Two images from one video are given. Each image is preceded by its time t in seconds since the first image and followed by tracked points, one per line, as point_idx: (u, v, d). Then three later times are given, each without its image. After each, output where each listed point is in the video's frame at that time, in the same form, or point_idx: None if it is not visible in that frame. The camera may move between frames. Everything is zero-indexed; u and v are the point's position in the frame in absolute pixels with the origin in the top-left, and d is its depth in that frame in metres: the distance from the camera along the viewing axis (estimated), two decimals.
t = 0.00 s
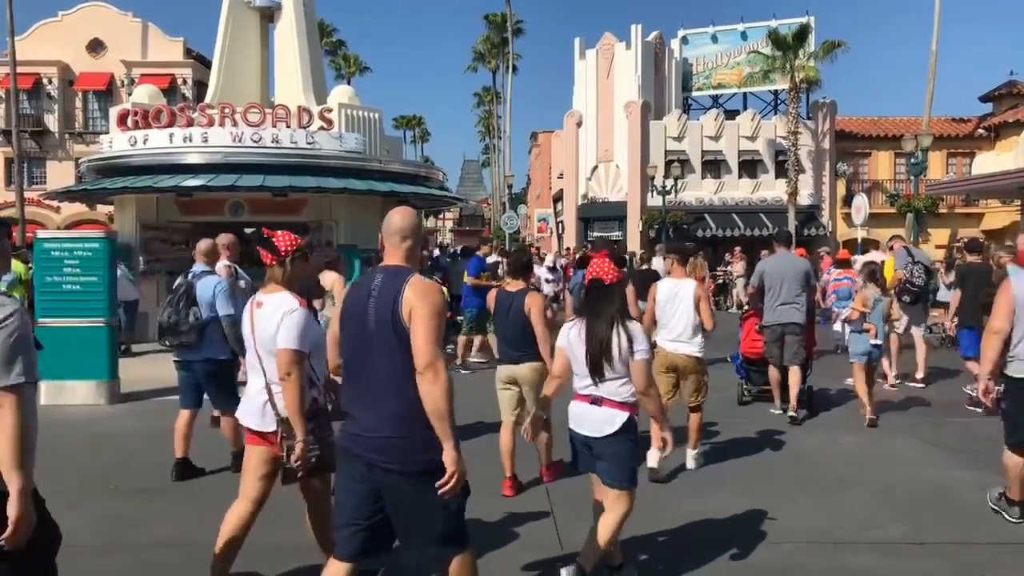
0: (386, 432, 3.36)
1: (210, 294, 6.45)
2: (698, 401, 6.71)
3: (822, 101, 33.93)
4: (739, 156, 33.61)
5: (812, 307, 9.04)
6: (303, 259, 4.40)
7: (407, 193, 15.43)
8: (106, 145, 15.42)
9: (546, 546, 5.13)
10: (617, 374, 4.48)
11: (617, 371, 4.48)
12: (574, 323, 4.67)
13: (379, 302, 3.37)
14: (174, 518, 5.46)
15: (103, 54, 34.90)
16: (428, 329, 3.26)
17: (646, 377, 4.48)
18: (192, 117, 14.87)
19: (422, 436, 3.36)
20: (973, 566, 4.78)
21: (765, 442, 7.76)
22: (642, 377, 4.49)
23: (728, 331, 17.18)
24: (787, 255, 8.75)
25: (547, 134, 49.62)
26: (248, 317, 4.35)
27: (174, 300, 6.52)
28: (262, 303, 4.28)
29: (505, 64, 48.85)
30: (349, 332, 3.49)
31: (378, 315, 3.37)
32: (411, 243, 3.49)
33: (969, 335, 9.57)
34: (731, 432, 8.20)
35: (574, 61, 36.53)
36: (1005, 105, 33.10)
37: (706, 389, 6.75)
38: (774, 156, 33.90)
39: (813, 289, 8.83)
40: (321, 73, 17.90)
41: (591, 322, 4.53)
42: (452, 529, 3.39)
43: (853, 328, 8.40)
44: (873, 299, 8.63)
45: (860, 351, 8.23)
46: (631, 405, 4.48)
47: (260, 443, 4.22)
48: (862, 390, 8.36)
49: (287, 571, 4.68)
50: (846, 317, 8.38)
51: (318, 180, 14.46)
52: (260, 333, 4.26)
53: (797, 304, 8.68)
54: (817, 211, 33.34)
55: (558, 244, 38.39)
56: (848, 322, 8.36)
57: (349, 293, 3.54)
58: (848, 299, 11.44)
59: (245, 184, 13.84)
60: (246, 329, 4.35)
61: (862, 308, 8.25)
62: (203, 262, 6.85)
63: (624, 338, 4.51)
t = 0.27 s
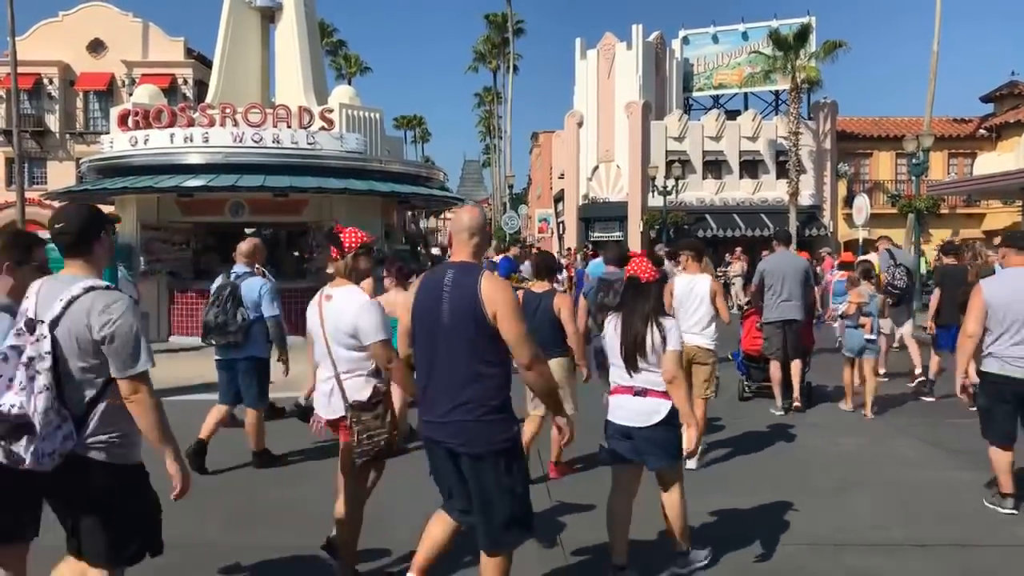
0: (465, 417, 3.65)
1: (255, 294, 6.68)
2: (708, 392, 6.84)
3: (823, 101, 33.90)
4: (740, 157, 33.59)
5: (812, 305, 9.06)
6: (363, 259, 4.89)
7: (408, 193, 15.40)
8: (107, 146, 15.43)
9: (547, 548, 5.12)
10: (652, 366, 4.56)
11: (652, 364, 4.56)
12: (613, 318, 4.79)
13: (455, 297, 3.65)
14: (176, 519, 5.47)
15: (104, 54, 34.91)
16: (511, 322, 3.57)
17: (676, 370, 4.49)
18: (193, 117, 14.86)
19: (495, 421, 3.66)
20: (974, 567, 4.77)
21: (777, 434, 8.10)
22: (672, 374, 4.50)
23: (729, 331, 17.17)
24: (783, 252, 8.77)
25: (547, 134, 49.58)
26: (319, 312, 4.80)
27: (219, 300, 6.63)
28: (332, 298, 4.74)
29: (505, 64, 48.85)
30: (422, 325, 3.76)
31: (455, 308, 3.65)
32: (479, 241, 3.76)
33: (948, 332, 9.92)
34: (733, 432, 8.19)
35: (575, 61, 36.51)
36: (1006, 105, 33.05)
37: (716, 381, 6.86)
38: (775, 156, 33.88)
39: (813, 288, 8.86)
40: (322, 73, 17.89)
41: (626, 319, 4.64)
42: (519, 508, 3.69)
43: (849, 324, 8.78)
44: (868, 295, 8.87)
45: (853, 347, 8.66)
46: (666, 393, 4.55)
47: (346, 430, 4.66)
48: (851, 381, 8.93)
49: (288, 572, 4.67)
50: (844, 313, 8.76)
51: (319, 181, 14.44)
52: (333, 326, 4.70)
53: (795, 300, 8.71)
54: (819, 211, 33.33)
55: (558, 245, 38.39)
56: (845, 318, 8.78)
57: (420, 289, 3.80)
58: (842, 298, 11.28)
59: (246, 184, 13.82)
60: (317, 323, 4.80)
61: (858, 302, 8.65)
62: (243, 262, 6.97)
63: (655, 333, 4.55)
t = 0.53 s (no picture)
0: (505, 407, 3.95)
1: (287, 293, 7.19)
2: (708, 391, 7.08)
3: (824, 101, 33.89)
4: (741, 157, 33.59)
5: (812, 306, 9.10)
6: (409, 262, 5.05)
7: (409, 194, 15.41)
8: (109, 147, 15.44)
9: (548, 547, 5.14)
10: (695, 364, 4.76)
11: (695, 361, 4.76)
12: (652, 319, 4.97)
13: (498, 297, 3.97)
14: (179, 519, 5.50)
15: (105, 55, 34.94)
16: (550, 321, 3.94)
17: (719, 369, 4.69)
18: (194, 119, 14.87)
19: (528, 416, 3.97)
20: (976, 568, 4.79)
21: (779, 428, 8.34)
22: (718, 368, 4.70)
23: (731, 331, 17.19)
24: (785, 255, 8.85)
25: (548, 134, 49.59)
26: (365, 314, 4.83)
27: (252, 300, 6.82)
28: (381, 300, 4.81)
29: (506, 64, 48.89)
30: (464, 323, 4.06)
31: (496, 309, 3.98)
32: (514, 245, 4.12)
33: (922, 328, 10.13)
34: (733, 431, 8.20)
35: (576, 61, 36.51)
36: (1007, 105, 33.04)
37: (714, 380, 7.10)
38: (776, 157, 33.87)
39: (813, 289, 8.88)
40: (323, 74, 17.90)
41: (670, 319, 4.81)
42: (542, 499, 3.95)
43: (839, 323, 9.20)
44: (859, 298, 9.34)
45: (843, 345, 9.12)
46: (706, 388, 4.74)
47: (392, 428, 4.67)
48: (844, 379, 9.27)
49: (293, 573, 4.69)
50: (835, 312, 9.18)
51: (320, 182, 14.45)
52: (380, 326, 4.74)
53: (798, 302, 8.74)
54: (819, 211, 33.36)
55: (559, 245, 38.41)
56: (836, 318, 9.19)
57: (463, 289, 4.11)
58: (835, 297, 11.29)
59: (247, 185, 13.85)
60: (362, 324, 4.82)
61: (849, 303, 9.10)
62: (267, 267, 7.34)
63: (702, 335, 4.74)
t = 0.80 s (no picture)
0: (530, 401, 4.23)
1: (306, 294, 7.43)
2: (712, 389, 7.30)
3: (825, 101, 33.87)
4: (742, 157, 33.56)
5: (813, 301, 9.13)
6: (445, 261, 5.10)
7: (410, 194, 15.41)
8: (110, 146, 15.43)
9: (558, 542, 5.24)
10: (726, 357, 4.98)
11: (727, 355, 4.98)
12: (677, 313, 5.14)
13: (521, 296, 4.28)
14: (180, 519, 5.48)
15: (106, 54, 34.93)
16: (571, 316, 4.21)
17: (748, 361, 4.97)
18: (195, 118, 14.87)
19: (560, 403, 4.23)
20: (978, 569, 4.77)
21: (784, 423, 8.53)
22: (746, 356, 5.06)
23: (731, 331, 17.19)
24: (788, 252, 8.85)
25: (549, 134, 49.60)
26: (405, 310, 5.02)
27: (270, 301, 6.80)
28: (422, 298, 4.94)
29: (507, 64, 48.92)
30: (494, 323, 4.37)
31: (521, 306, 4.27)
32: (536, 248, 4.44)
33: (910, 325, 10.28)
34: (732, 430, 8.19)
35: (577, 61, 36.50)
36: (1008, 105, 33.03)
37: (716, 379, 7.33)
38: (777, 157, 33.87)
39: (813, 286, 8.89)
40: (324, 74, 17.89)
41: (696, 314, 4.99)
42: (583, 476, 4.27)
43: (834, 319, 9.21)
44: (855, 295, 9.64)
45: (838, 341, 9.29)
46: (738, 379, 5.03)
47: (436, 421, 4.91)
48: (844, 377, 9.31)
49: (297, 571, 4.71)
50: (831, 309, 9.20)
51: (321, 181, 14.45)
52: (420, 324, 4.88)
53: (800, 299, 8.73)
54: (820, 211, 33.36)
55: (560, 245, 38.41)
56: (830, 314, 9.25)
57: (487, 293, 4.43)
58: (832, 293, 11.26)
59: (249, 185, 13.84)
60: (404, 321, 5.00)
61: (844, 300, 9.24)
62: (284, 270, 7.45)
63: (728, 330, 4.94)
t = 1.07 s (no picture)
0: (563, 385, 4.36)
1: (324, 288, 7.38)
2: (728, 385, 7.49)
3: (827, 100, 33.84)
4: (744, 156, 33.54)
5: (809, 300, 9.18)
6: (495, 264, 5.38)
7: (411, 194, 15.40)
8: (112, 146, 15.45)
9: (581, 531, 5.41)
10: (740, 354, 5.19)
11: (740, 353, 5.19)
12: (698, 313, 5.37)
13: (557, 289, 4.45)
14: (182, 518, 5.50)
15: (108, 54, 34.96)
16: (598, 306, 4.35)
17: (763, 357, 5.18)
18: (197, 118, 14.89)
19: (592, 390, 4.36)
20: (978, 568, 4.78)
21: (795, 417, 8.75)
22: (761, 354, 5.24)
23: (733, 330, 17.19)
24: (781, 254, 8.94)
25: (551, 134, 49.61)
26: (451, 308, 5.25)
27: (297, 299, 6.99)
28: (468, 297, 5.20)
29: (508, 64, 48.93)
30: (530, 314, 4.55)
31: (555, 297, 4.44)
32: (573, 245, 4.65)
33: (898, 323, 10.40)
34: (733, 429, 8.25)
35: (578, 60, 36.50)
36: (1010, 104, 33.00)
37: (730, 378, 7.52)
38: (778, 156, 33.85)
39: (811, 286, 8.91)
40: (325, 74, 17.88)
41: (714, 313, 5.23)
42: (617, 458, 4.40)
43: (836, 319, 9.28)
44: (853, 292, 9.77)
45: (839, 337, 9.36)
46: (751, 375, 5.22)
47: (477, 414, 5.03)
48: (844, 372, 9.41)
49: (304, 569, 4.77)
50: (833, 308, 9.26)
51: (322, 181, 14.46)
52: (466, 322, 5.12)
53: (797, 298, 8.74)
54: (822, 210, 33.36)
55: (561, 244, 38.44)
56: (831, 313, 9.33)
57: (526, 288, 4.61)
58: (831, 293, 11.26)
59: (250, 185, 13.87)
60: (450, 320, 5.23)
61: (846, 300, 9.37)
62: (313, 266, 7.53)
63: (745, 327, 5.20)
